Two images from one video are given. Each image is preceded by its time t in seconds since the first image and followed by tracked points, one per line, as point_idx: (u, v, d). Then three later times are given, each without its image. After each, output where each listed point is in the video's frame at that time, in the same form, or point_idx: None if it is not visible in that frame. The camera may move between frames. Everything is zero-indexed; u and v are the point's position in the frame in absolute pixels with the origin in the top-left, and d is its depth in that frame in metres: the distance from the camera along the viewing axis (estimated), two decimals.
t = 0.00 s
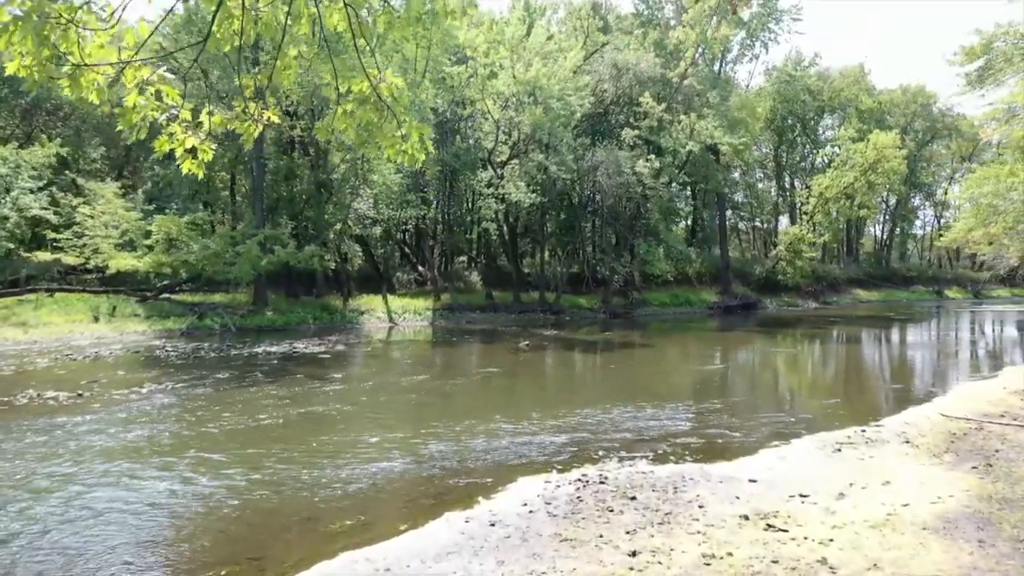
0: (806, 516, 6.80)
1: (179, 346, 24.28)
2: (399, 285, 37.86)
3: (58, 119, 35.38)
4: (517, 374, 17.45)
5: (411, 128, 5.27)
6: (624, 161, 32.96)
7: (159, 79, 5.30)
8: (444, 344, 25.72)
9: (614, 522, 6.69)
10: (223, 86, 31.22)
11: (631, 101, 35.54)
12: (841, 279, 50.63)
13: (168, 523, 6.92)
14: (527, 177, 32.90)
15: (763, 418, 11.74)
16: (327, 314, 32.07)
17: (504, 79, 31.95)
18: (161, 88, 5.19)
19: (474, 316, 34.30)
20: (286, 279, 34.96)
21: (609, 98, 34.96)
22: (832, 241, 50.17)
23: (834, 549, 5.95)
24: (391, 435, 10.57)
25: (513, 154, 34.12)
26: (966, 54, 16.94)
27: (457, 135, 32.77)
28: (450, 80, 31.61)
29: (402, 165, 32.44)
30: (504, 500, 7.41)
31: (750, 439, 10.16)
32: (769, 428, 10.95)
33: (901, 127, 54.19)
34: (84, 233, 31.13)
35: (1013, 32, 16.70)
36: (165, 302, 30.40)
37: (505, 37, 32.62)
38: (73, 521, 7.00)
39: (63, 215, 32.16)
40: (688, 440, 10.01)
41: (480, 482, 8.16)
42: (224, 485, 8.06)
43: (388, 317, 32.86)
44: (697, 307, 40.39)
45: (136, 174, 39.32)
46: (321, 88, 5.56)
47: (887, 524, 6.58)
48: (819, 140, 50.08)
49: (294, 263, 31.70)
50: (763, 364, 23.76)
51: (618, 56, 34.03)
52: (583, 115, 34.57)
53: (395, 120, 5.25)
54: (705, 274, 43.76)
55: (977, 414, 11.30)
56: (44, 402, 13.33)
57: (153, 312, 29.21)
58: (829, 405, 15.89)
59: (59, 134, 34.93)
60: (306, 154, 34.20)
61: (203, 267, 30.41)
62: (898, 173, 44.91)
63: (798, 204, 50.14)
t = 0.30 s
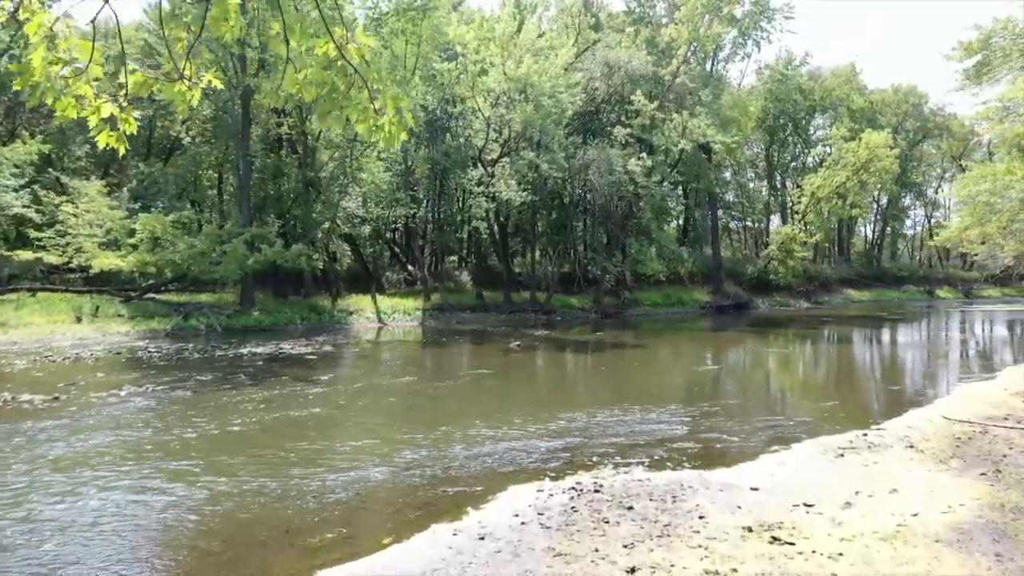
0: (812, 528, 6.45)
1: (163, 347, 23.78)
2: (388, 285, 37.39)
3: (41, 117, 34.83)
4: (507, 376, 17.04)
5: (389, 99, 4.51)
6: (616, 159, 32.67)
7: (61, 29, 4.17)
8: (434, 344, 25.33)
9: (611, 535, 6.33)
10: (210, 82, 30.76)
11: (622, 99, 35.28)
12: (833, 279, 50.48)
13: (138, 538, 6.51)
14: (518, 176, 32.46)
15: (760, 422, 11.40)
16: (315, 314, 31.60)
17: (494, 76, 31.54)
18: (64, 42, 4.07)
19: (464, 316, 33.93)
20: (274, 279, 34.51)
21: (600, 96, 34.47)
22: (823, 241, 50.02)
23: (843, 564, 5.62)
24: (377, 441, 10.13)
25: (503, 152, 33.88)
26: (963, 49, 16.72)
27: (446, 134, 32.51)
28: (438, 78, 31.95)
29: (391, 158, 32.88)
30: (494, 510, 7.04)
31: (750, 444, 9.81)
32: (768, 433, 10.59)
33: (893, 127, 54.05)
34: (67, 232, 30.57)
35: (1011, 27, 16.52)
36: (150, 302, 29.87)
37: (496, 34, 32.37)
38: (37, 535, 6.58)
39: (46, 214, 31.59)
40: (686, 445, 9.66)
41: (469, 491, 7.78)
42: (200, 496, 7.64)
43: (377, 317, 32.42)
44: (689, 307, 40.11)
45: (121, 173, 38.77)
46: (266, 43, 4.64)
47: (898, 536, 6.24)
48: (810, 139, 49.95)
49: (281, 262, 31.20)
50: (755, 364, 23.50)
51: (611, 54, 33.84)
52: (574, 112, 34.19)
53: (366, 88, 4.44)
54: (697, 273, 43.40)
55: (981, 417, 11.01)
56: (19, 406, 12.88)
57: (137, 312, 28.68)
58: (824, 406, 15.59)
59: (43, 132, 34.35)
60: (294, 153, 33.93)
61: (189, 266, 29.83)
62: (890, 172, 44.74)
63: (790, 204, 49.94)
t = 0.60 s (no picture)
0: (820, 540, 6.11)
1: (147, 347, 23.35)
2: (378, 285, 36.92)
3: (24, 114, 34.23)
4: (498, 377, 16.69)
5: (353, 56, 4.22)
6: (608, 158, 32.39)
7: None
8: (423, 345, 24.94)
9: (608, 550, 5.96)
10: (196, 78, 30.29)
11: (614, 98, 35.03)
12: (825, 279, 50.30)
13: (105, 555, 6.09)
14: (508, 173, 32.22)
15: (759, 426, 11.08)
16: (303, 314, 31.15)
17: (484, 72, 31.17)
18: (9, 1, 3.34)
19: (454, 316, 33.57)
20: (261, 278, 34.00)
21: (592, 94, 34.34)
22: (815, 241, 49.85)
23: None
24: (364, 448, 9.72)
25: (494, 150, 33.23)
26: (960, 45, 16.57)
27: (436, 132, 32.52)
28: (428, 75, 32.06)
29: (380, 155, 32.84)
30: (484, 523, 6.66)
31: (752, 449, 9.48)
32: (769, 436, 10.27)
33: (884, 126, 53.94)
34: (49, 231, 29.96)
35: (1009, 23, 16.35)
36: (134, 302, 29.33)
37: (486, 30, 31.95)
38: None
39: (28, 213, 30.98)
40: (683, 451, 9.31)
41: (459, 501, 7.40)
42: (175, 507, 7.24)
43: (366, 317, 32.00)
44: (681, 307, 39.84)
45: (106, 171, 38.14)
46: None
47: (910, 549, 5.91)
48: (802, 139, 49.81)
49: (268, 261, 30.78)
50: (748, 364, 23.25)
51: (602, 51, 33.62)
52: (565, 110, 33.86)
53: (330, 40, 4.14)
54: (689, 273, 43.05)
55: (984, 420, 10.74)
56: None
57: (120, 312, 28.15)
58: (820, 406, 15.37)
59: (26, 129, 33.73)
60: (281, 151, 33.46)
61: (173, 265, 29.29)
62: (881, 171, 44.59)
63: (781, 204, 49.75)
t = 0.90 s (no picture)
0: (830, 556, 5.76)
1: (131, 348, 22.88)
2: (368, 285, 36.47)
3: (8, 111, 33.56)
4: (488, 379, 16.32)
5: None
6: (600, 156, 32.06)
7: None
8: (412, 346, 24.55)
9: (605, 566, 5.61)
10: (182, 74, 29.77)
11: (606, 97, 34.90)
12: (817, 278, 50.14)
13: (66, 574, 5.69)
14: (499, 172, 31.82)
15: (758, 429, 10.75)
16: (291, 314, 30.71)
17: (476, 69, 30.78)
18: None
19: (445, 316, 33.21)
20: (249, 278, 33.49)
21: (583, 92, 34.04)
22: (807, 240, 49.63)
23: None
24: (349, 454, 9.35)
25: (484, 148, 32.91)
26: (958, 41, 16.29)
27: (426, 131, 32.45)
28: (418, 72, 31.47)
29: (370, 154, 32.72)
30: (474, 536, 6.30)
31: (752, 455, 9.15)
32: (769, 441, 9.93)
33: (877, 125, 53.75)
34: (31, 230, 29.38)
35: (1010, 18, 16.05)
36: (119, 302, 28.79)
37: (476, 25, 31.45)
38: None
39: (11, 211, 30.39)
40: (681, 457, 8.97)
41: (448, 512, 7.04)
42: (147, 521, 6.85)
43: (355, 317, 31.59)
44: (673, 306, 39.59)
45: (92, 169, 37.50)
46: None
47: (925, 565, 5.57)
48: (793, 138, 49.62)
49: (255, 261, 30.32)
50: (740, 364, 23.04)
51: (594, 49, 33.31)
52: (557, 108, 33.52)
53: None
54: (681, 272, 42.74)
55: (988, 423, 10.46)
56: None
57: (105, 312, 27.63)
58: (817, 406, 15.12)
59: (10, 127, 33.10)
60: (269, 148, 32.96)
61: (159, 264, 28.77)
62: (874, 170, 44.38)
63: (774, 203, 49.50)
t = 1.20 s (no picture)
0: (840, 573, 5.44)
1: (114, 350, 22.41)
2: (357, 285, 36.08)
3: None
4: (478, 381, 15.94)
5: None
6: (593, 155, 31.68)
7: None
8: (402, 347, 24.18)
9: None
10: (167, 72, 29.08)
11: (598, 95, 34.78)
12: (809, 278, 49.96)
13: None
14: (489, 171, 31.54)
15: (757, 435, 10.40)
16: (279, 315, 30.25)
17: (467, 66, 30.35)
18: None
19: (435, 316, 32.85)
20: (237, 278, 33.04)
21: (575, 91, 33.77)
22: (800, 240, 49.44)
23: None
24: (332, 463, 8.95)
25: (476, 147, 32.55)
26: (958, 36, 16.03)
27: (417, 128, 32.62)
28: (409, 70, 31.77)
29: (359, 152, 32.39)
30: (462, 551, 5.94)
31: (753, 463, 8.80)
32: (769, 448, 9.58)
33: (869, 125, 53.63)
34: (14, 228, 28.81)
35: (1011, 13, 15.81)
36: (103, 302, 28.29)
37: (467, 22, 30.97)
38: None
39: None
40: (679, 464, 8.63)
41: (436, 524, 6.68)
42: (117, 536, 6.49)
43: (345, 317, 31.18)
44: (666, 306, 39.32)
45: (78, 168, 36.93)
46: None
47: None
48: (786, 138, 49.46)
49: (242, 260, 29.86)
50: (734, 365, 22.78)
51: (587, 47, 33.02)
52: (549, 106, 33.19)
53: None
54: (674, 272, 42.46)
55: (994, 428, 10.19)
56: None
57: (88, 312, 27.13)
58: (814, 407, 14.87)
59: None
60: (256, 146, 32.33)
61: (144, 264, 28.25)
62: (867, 170, 44.23)
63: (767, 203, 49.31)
